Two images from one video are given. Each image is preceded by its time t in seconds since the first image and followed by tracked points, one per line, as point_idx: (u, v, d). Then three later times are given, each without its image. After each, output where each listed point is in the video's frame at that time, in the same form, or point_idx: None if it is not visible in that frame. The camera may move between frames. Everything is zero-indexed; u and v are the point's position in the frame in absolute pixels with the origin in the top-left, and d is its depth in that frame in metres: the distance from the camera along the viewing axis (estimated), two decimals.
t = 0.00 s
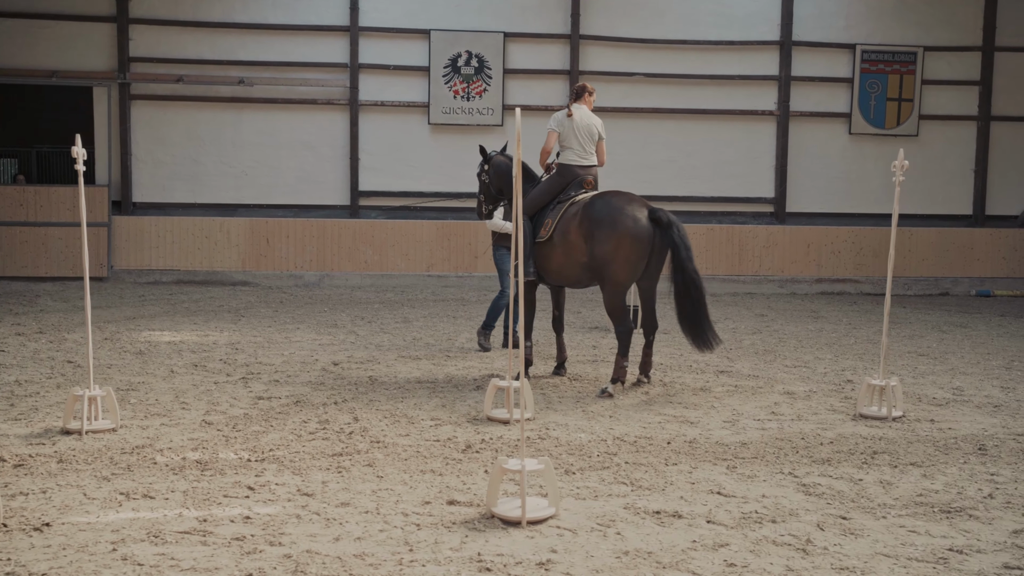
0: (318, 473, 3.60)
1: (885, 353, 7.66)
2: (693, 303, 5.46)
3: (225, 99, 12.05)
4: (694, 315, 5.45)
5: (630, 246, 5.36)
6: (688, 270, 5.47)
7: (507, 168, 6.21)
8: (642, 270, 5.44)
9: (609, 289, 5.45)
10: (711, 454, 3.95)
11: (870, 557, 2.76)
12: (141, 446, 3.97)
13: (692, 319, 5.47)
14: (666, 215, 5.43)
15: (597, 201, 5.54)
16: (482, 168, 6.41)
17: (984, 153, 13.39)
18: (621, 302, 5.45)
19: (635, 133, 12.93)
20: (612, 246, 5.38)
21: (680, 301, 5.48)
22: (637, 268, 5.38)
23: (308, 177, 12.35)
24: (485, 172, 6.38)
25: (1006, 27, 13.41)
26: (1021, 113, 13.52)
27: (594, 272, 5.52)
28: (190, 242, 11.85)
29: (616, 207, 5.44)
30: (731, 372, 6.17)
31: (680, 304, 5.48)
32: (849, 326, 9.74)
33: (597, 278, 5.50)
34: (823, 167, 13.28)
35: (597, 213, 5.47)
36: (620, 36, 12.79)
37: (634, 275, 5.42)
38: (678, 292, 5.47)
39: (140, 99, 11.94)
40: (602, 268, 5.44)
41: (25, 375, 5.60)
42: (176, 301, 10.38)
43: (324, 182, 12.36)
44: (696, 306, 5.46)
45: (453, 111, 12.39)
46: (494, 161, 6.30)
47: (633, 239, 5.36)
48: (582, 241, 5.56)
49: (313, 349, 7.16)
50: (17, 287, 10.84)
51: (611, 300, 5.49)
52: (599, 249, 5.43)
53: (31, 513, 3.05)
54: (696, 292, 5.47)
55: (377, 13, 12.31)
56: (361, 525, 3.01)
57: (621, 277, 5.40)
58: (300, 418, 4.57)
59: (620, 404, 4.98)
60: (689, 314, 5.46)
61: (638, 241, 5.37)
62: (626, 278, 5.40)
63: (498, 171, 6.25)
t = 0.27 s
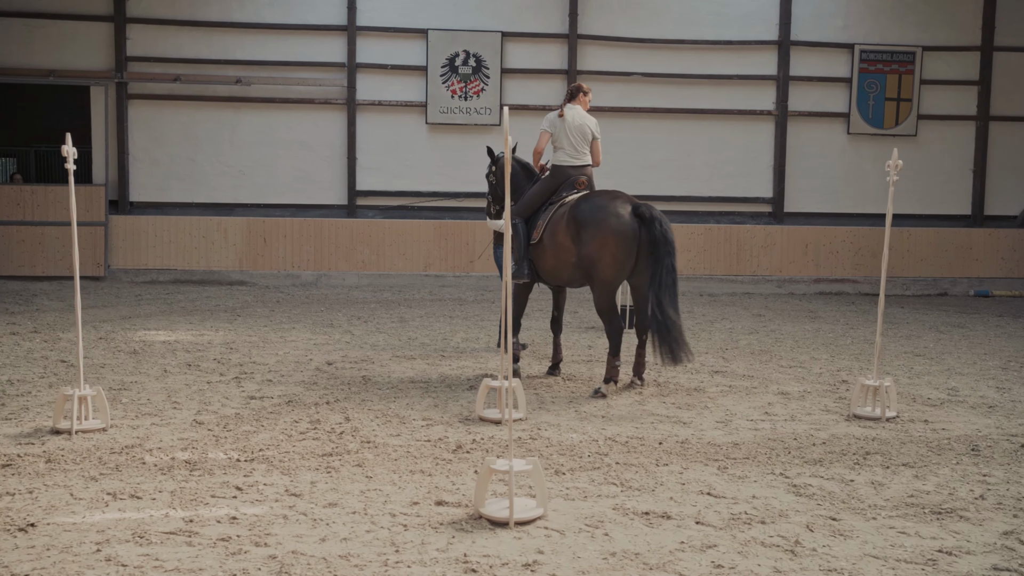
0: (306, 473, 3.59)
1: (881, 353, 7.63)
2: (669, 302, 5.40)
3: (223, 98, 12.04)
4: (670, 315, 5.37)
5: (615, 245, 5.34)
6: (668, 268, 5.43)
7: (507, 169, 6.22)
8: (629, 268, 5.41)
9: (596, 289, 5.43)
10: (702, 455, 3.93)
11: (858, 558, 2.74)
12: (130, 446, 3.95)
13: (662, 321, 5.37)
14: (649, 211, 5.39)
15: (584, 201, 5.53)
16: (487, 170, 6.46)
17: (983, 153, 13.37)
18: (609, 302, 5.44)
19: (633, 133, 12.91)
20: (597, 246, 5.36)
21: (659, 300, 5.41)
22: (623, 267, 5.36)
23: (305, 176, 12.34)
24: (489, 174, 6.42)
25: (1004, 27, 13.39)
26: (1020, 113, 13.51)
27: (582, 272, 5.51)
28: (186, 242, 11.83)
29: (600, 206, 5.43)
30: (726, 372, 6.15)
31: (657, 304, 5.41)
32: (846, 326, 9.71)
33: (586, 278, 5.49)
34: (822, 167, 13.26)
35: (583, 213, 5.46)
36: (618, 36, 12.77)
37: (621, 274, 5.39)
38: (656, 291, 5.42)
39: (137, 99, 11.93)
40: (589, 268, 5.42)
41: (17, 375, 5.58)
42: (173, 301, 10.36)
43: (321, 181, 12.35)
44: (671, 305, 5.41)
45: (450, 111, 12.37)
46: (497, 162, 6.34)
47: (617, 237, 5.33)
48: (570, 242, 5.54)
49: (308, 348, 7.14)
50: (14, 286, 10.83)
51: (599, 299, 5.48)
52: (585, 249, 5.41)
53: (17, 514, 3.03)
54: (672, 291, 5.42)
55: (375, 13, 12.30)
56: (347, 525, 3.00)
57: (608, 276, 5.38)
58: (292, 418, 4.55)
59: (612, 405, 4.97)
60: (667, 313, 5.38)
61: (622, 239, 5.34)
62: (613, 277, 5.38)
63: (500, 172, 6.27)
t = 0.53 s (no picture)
0: (292, 475, 3.58)
1: (876, 354, 7.62)
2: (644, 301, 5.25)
3: (219, 98, 12.04)
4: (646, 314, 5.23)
5: (600, 244, 5.32)
6: (650, 265, 5.28)
7: (510, 172, 6.32)
8: (618, 267, 5.38)
9: (585, 288, 5.43)
10: (691, 456, 3.92)
11: (842, 561, 2.73)
12: (118, 448, 3.94)
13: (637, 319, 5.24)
14: (635, 209, 5.33)
15: (573, 202, 5.54)
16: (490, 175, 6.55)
17: (980, 153, 13.35)
18: (598, 302, 5.41)
19: (630, 133, 12.89)
20: (585, 245, 5.35)
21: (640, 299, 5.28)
22: (610, 266, 5.34)
23: (302, 177, 12.33)
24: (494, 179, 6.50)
25: (1001, 27, 13.38)
26: (1017, 113, 13.49)
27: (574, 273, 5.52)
28: (182, 243, 11.82)
29: (587, 206, 5.42)
30: (718, 374, 6.14)
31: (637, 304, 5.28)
32: (842, 326, 9.69)
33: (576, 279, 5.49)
34: (819, 167, 13.24)
35: (572, 214, 5.47)
36: (614, 36, 12.76)
37: (611, 274, 5.37)
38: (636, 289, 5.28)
39: (133, 99, 11.93)
40: (578, 268, 5.42)
41: (8, 377, 5.57)
42: (169, 301, 10.35)
43: (317, 182, 12.34)
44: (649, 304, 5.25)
45: (447, 111, 12.36)
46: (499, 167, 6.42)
47: (604, 237, 5.31)
48: (561, 243, 5.56)
49: (302, 349, 7.13)
50: (9, 287, 10.82)
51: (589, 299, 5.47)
52: (573, 249, 5.42)
53: None
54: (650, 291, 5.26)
55: (371, 13, 12.29)
56: (330, 528, 2.99)
57: (597, 276, 5.36)
58: (281, 419, 4.54)
59: (603, 406, 4.95)
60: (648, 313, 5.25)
61: (609, 238, 5.31)
62: (602, 277, 5.36)
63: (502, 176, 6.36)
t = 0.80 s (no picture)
0: (279, 477, 3.57)
1: (871, 354, 7.61)
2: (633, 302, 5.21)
3: (215, 99, 12.04)
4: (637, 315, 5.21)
5: (593, 244, 5.32)
6: (642, 266, 5.27)
7: (506, 174, 6.30)
8: (610, 267, 5.37)
9: (578, 289, 5.42)
10: (679, 458, 3.92)
11: (826, 564, 2.72)
12: (106, 450, 3.94)
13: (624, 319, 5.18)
14: (626, 208, 5.32)
15: (566, 203, 5.54)
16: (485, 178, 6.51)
17: (978, 153, 13.34)
18: (591, 302, 5.40)
19: (626, 134, 12.89)
20: (577, 246, 5.36)
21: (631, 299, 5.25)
22: (603, 267, 5.34)
23: (299, 177, 12.33)
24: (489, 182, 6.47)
25: (999, 27, 13.36)
26: (1015, 113, 13.48)
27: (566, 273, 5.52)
28: (179, 244, 11.82)
29: (579, 207, 5.42)
30: (711, 374, 6.14)
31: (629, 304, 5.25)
32: (838, 327, 9.68)
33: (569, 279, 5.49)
34: (816, 167, 13.22)
35: (564, 215, 5.47)
36: (611, 36, 12.75)
37: (603, 274, 5.37)
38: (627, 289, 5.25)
39: (130, 100, 11.93)
40: (570, 269, 5.42)
41: None
42: (165, 302, 10.35)
43: (314, 183, 12.35)
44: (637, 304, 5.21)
45: (443, 111, 12.36)
46: (494, 170, 6.38)
47: (595, 237, 5.31)
48: (554, 244, 5.56)
49: (296, 350, 7.13)
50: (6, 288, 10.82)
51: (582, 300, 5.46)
52: (567, 249, 5.41)
53: None
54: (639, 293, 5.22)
55: (368, 13, 12.29)
56: (315, 530, 2.98)
57: (589, 276, 5.36)
58: (271, 421, 4.54)
59: (594, 408, 4.95)
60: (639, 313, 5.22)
61: (601, 238, 5.31)
62: (593, 277, 5.36)
63: (499, 178, 6.33)
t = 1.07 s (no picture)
0: (265, 477, 3.57)
1: (864, 355, 7.60)
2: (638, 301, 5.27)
3: (212, 99, 12.04)
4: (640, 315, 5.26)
5: (593, 244, 5.31)
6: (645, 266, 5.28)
7: (501, 174, 6.20)
8: (609, 267, 5.36)
9: (576, 288, 5.41)
10: (666, 459, 3.92)
11: (807, 565, 2.72)
12: (93, 450, 3.94)
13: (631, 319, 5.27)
14: (626, 208, 5.31)
15: (566, 203, 5.53)
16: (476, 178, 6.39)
17: (975, 154, 13.33)
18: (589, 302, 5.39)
19: (623, 134, 12.89)
20: (577, 245, 5.35)
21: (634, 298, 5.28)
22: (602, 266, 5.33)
23: (296, 178, 12.34)
24: (480, 181, 6.35)
25: (996, 27, 13.35)
26: (1013, 114, 13.46)
27: (565, 273, 5.50)
28: (176, 244, 11.81)
29: (579, 206, 5.42)
30: (704, 375, 6.13)
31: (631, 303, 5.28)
32: (834, 328, 9.67)
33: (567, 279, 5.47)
34: (814, 168, 13.22)
35: (564, 214, 5.47)
36: (608, 37, 12.75)
37: (602, 273, 5.35)
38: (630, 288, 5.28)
39: (127, 100, 11.93)
40: (569, 268, 5.41)
41: None
42: (161, 303, 10.36)
43: (311, 183, 12.35)
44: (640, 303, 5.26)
45: (440, 112, 12.37)
46: (486, 170, 6.26)
47: (594, 236, 5.31)
48: (554, 243, 5.55)
49: (289, 350, 7.13)
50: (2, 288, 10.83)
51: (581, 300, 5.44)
52: (566, 249, 5.40)
53: None
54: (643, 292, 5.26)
55: (365, 14, 12.30)
56: (297, 531, 2.98)
57: (587, 275, 5.35)
58: (261, 421, 4.54)
59: (585, 409, 4.94)
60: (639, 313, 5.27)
61: (600, 237, 5.31)
62: (592, 276, 5.35)
63: (492, 178, 6.22)
